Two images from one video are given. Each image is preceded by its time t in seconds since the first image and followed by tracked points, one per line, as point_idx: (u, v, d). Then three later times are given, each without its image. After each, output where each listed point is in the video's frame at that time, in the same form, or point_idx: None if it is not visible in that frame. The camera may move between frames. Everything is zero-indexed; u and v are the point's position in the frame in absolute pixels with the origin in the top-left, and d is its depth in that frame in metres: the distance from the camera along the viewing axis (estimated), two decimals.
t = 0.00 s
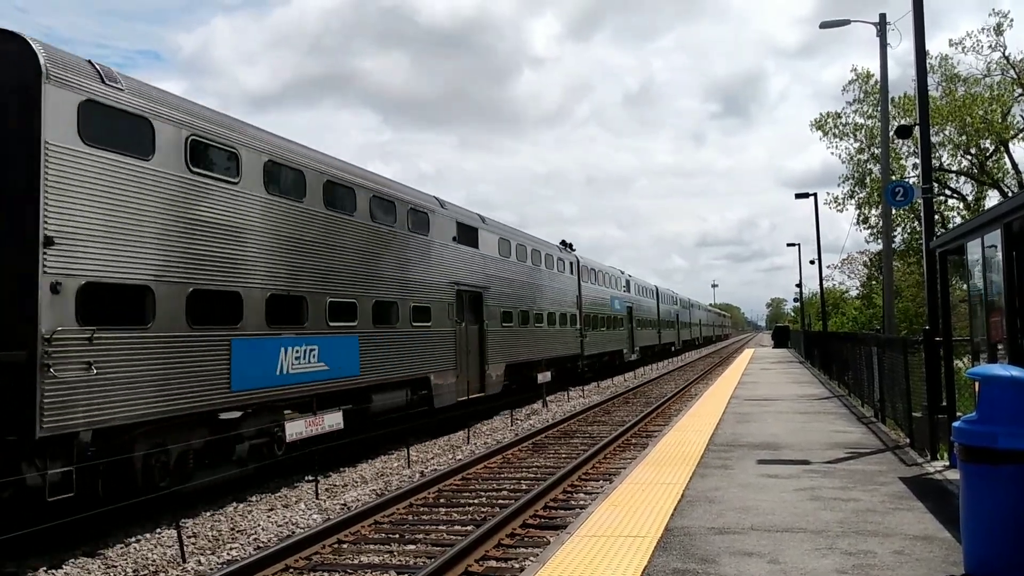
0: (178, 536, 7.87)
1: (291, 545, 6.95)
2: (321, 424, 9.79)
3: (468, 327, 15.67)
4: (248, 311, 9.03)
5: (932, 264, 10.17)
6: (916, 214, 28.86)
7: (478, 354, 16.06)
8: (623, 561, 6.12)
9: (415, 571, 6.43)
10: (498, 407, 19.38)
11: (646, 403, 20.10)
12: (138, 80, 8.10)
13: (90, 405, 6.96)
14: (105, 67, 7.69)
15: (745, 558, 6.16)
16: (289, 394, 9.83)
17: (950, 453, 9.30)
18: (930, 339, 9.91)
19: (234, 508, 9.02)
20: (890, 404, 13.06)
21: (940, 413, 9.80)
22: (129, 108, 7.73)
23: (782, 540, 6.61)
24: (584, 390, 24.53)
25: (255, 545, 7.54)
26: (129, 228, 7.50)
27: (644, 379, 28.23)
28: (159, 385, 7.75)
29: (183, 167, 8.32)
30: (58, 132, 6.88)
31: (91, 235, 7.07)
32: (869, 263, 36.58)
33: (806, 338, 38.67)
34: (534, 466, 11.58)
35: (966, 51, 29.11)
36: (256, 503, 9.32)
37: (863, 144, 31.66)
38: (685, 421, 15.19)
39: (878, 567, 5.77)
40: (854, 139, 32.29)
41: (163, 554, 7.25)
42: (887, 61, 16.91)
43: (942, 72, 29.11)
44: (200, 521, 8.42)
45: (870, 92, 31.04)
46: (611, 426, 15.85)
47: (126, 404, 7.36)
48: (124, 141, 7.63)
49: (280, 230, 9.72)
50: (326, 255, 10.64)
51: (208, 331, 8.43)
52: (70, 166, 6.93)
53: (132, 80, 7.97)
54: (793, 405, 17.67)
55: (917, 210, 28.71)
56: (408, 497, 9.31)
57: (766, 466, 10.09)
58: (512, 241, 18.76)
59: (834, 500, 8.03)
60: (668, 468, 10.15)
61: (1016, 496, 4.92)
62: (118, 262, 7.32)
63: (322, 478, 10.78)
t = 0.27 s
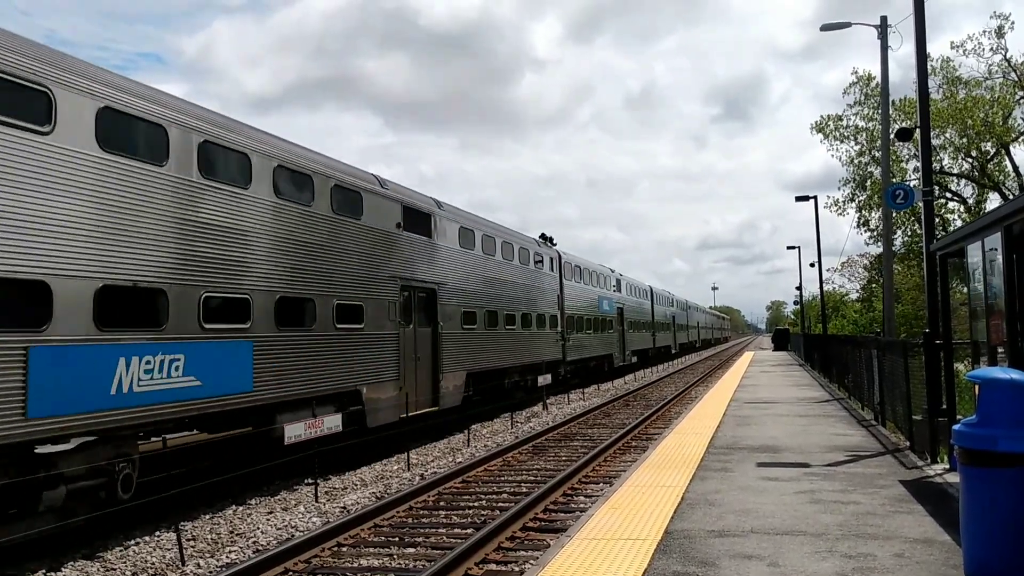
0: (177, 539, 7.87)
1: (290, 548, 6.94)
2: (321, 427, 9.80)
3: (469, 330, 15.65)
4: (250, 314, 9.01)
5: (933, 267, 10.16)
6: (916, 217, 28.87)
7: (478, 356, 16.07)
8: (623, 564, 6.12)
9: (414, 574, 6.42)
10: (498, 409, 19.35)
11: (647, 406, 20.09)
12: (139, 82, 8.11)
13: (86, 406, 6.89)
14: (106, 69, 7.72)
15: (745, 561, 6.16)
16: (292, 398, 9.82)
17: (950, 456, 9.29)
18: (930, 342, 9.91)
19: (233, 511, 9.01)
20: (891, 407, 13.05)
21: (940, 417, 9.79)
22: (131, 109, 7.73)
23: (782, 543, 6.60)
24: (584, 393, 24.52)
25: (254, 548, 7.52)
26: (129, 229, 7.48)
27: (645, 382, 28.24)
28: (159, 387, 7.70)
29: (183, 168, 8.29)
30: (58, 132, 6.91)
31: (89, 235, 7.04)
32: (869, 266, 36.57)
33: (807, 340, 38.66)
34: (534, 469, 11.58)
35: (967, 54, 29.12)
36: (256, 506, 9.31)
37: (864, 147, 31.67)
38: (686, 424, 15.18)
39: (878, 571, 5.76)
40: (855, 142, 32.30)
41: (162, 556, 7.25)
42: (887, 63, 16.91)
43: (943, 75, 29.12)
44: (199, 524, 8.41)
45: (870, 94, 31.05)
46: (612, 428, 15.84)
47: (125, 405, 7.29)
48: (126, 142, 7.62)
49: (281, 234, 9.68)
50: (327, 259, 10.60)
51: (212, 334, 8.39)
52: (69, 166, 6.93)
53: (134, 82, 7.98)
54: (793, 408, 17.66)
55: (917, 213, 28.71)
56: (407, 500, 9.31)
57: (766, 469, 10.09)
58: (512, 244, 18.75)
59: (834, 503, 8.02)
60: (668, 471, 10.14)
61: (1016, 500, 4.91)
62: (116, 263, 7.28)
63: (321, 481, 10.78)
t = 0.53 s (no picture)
0: (191, 541, 7.92)
1: (303, 550, 6.99)
2: (333, 429, 9.86)
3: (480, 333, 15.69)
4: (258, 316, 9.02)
5: (946, 269, 10.13)
6: (930, 220, 28.72)
7: (490, 360, 16.13)
8: (635, 567, 6.13)
9: None
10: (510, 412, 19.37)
11: (659, 409, 20.07)
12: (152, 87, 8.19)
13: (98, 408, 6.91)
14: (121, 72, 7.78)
15: (757, 564, 6.16)
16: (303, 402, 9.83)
17: (964, 459, 9.25)
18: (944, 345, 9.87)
19: (247, 513, 9.07)
20: (904, 411, 13.00)
21: (953, 420, 9.76)
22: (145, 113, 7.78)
23: (794, 546, 6.60)
24: (596, 396, 24.52)
25: (268, 549, 7.59)
26: (143, 233, 7.52)
27: (657, 385, 28.22)
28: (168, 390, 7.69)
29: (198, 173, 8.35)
30: (73, 135, 6.97)
31: (107, 239, 7.11)
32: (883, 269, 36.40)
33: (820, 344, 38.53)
34: (546, 471, 11.59)
35: (981, 56, 28.96)
36: (269, 508, 9.37)
37: (877, 150, 31.54)
38: (698, 428, 15.16)
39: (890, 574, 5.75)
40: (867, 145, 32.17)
41: (176, 558, 7.31)
42: (900, 66, 16.86)
43: (957, 77, 28.98)
44: (213, 526, 8.48)
45: (883, 97, 30.94)
46: (624, 432, 15.83)
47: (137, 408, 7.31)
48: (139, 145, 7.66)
49: (293, 238, 9.74)
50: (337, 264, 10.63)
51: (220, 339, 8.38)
52: (85, 170, 7.00)
53: (148, 87, 8.05)
54: (806, 411, 17.61)
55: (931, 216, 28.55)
56: (420, 503, 9.35)
57: (779, 472, 10.07)
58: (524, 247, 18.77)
59: (846, 506, 8.00)
60: (680, 474, 10.14)
61: None
62: (131, 265, 7.33)
63: (334, 483, 10.84)
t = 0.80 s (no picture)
0: (191, 542, 7.91)
1: (302, 551, 6.98)
2: (333, 431, 9.84)
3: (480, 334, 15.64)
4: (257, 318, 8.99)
5: (947, 272, 10.12)
6: (931, 223, 28.70)
7: (491, 362, 16.14)
8: (635, 570, 6.11)
9: None
10: (511, 414, 19.33)
11: (660, 411, 20.05)
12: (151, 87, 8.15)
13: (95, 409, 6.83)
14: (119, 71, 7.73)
15: (758, 567, 6.14)
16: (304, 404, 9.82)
17: (965, 463, 9.23)
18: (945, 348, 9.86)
19: (246, 515, 9.05)
20: (905, 414, 12.98)
21: (955, 424, 9.74)
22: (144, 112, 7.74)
23: (795, 549, 6.58)
24: (597, 399, 24.51)
25: (268, 551, 7.57)
26: (142, 232, 7.49)
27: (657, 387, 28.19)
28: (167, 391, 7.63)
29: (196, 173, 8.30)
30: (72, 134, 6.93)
31: (105, 238, 7.07)
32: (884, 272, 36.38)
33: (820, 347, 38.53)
34: (546, 474, 11.57)
35: (983, 59, 28.96)
36: (269, 510, 9.35)
37: (878, 153, 31.53)
38: (699, 430, 15.15)
39: None
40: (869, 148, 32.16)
41: (175, 559, 7.30)
42: (902, 69, 16.86)
43: (959, 80, 28.97)
44: (213, 528, 8.46)
45: (885, 100, 30.93)
46: (624, 434, 15.81)
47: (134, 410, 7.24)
48: (138, 144, 7.62)
49: (292, 238, 9.71)
50: (337, 264, 10.61)
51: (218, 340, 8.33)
52: (84, 169, 6.96)
53: (146, 86, 8.00)
54: (807, 414, 17.58)
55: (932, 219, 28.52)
56: (420, 505, 9.33)
57: (779, 475, 10.05)
58: (524, 248, 18.74)
59: (847, 510, 7.98)
60: (681, 476, 10.12)
61: None
62: (130, 265, 7.29)
63: (334, 485, 10.82)
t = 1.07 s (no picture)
0: (190, 542, 7.90)
1: (302, 551, 6.98)
2: (333, 430, 9.84)
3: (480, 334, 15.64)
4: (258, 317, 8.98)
5: (947, 274, 10.12)
6: (931, 224, 28.71)
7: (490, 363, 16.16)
8: (635, 569, 6.13)
9: None
10: (510, 414, 19.30)
11: (660, 412, 20.06)
12: (151, 85, 8.15)
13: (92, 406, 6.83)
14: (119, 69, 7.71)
15: (757, 568, 6.14)
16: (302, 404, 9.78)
17: (965, 464, 9.24)
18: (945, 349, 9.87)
19: (246, 515, 9.05)
20: (904, 415, 12.99)
21: (954, 425, 9.75)
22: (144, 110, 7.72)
23: (795, 550, 6.58)
24: (596, 399, 24.52)
25: (268, 551, 7.57)
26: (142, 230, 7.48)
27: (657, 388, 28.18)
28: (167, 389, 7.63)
29: (196, 171, 8.30)
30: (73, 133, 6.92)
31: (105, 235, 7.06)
32: (883, 273, 36.41)
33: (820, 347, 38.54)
34: (546, 474, 11.58)
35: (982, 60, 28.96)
36: (269, 509, 9.35)
37: (878, 154, 31.54)
38: (698, 431, 15.16)
39: None
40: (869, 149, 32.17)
41: (175, 559, 7.30)
42: (902, 70, 16.87)
43: (958, 81, 28.97)
44: (213, 527, 8.46)
45: (885, 101, 30.94)
46: (624, 434, 15.83)
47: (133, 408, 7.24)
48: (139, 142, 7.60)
49: (293, 237, 9.70)
50: (337, 263, 10.61)
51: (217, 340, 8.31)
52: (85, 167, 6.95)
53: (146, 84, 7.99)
54: (806, 415, 17.60)
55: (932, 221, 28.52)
56: (420, 505, 9.34)
57: (779, 476, 10.06)
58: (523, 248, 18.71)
59: (847, 511, 7.99)
60: (680, 477, 10.13)
61: None
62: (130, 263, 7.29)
63: (334, 485, 10.84)
